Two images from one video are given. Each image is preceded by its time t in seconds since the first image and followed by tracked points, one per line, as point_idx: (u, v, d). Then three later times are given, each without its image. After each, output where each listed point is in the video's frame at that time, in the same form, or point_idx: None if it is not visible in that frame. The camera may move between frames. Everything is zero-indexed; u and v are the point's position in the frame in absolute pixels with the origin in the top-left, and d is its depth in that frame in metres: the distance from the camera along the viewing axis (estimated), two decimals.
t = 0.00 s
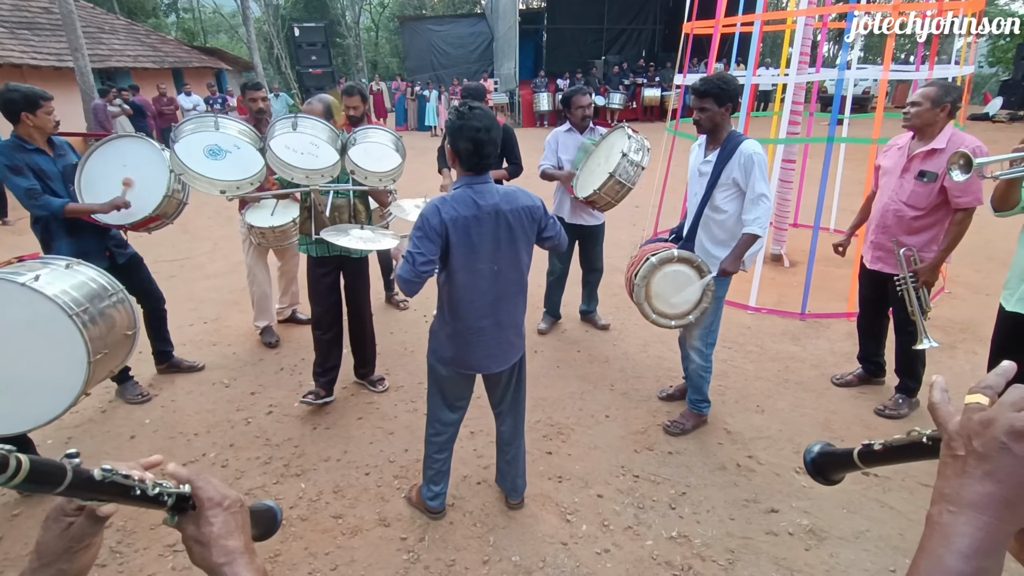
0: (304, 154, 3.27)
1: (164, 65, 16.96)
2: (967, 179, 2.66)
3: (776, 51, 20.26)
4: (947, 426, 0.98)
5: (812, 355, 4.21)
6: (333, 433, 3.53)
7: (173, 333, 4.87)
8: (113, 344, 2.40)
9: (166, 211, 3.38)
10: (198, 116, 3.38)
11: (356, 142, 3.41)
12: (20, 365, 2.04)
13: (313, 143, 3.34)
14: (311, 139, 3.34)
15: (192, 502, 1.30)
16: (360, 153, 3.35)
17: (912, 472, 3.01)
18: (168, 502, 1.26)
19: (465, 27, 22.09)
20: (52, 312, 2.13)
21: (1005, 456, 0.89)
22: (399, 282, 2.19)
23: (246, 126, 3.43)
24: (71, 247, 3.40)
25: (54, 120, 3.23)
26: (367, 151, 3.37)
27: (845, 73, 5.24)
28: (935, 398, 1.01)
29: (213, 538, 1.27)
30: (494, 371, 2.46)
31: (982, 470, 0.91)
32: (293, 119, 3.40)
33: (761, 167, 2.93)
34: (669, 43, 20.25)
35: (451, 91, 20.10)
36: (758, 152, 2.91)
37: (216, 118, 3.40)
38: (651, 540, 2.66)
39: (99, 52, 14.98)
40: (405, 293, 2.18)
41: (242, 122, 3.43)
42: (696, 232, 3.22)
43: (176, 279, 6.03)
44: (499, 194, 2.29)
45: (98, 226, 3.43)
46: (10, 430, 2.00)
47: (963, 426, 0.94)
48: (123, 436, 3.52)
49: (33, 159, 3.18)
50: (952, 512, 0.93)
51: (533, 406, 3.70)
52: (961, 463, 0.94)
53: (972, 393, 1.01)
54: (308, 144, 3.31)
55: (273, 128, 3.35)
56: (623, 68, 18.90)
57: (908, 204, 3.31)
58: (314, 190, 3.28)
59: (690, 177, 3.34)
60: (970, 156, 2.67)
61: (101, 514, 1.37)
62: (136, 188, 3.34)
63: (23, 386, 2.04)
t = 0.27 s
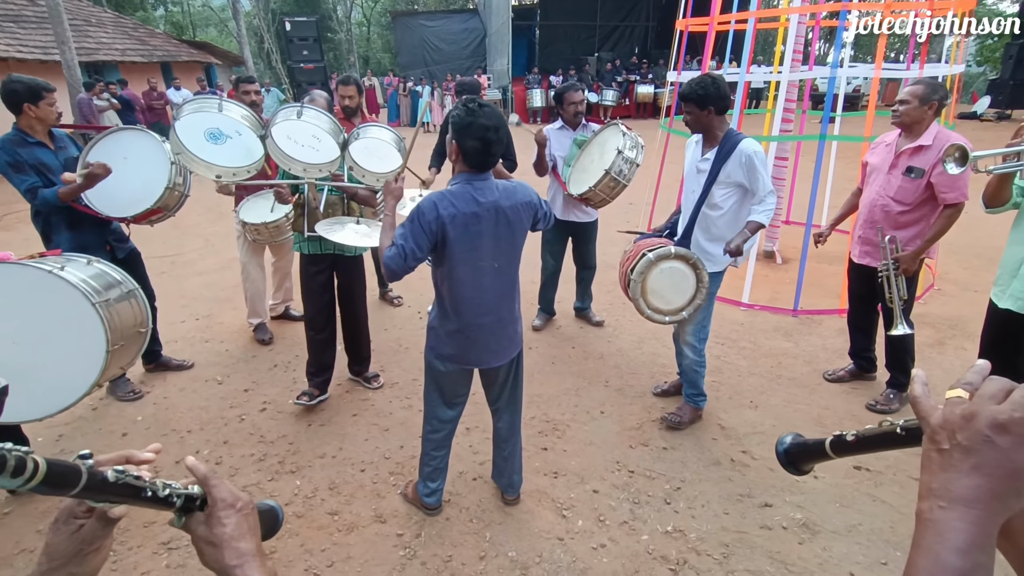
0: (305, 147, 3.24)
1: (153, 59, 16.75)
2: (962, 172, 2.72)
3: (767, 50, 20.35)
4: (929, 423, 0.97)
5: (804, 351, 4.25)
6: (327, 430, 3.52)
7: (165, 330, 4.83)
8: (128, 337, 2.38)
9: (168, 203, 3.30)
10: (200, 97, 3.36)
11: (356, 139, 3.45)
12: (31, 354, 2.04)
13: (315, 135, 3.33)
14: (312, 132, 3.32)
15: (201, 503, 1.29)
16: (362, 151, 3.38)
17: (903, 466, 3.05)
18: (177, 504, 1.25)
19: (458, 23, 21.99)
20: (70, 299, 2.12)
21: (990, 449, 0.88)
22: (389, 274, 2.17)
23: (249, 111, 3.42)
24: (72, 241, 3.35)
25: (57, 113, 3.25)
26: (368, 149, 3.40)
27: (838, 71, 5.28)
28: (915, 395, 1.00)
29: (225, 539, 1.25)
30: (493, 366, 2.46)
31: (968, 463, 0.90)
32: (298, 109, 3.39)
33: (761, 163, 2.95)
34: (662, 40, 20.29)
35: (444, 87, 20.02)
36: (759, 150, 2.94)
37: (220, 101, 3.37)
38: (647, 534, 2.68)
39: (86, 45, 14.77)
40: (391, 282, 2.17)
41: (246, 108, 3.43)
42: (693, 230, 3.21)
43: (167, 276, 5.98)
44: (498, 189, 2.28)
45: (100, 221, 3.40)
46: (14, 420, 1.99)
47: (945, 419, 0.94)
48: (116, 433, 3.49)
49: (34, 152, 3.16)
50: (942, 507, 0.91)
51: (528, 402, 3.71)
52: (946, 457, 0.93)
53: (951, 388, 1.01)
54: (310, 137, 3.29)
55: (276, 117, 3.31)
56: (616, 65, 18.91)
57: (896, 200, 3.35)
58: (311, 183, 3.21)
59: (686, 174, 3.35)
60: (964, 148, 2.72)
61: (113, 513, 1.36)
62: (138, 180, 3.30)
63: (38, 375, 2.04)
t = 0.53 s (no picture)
0: (300, 148, 3.22)
1: (142, 54, 16.56)
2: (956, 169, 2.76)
3: (759, 48, 20.44)
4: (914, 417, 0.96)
5: (797, 348, 4.28)
6: (322, 427, 3.50)
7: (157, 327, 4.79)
8: (137, 331, 2.37)
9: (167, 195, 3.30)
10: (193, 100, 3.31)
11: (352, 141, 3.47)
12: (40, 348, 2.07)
13: (311, 138, 3.31)
14: (309, 134, 3.31)
15: (209, 497, 1.28)
16: (359, 152, 3.41)
17: (895, 462, 3.08)
18: (185, 498, 1.24)
19: (451, 19, 21.91)
20: (79, 289, 2.12)
21: (982, 441, 0.88)
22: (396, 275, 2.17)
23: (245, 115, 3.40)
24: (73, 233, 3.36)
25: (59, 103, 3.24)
26: (365, 150, 3.42)
27: (831, 70, 5.31)
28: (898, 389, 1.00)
29: (233, 537, 1.23)
30: (492, 363, 2.47)
31: (961, 457, 0.89)
32: (294, 113, 3.38)
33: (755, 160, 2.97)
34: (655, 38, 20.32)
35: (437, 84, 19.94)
36: (751, 147, 2.96)
37: (214, 104, 3.34)
38: (643, 530, 2.69)
39: (74, 40, 14.58)
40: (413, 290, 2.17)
41: (241, 110, 3.40)
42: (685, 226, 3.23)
43: (158, 272, 5.92)
44: (498, 187, 2.28)
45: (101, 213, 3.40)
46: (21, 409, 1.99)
47: (930, 412, 0.93)
48: (107, 432, 3.45)
49: (35, 145, 3.17)
50: (940, 504, 0.91)
51: (524, 400, 3.71)
52: (938, 451, 0.92)
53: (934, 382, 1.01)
54: (306, 139, 3.27)
55: (272, 119, 3.29)
56: (609, 63, 18.92)
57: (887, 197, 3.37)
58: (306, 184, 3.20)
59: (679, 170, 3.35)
60: (960, 145, 2.75)
61: (122, 509, 1.35)
62: (136, 173, 3.28)
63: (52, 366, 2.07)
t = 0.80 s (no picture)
0: (301, 150, 3.21)
1: (135, 51, 16.43)
2: (952, 167, 2.77)
3: (754, 48, 20.51)
4: (915, 413, 0.95)
5: (793, 347, 4.29)
6: (318, 426, 3.48)
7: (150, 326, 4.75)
8: (138, 330, 2.37)
9: (163, 190, 3.24)
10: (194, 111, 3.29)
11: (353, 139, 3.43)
12: (44, 346, 2.09)
13: (312, 139, 3.29)
14: (309, 134, 3.29)
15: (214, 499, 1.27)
16: (360, 149, 3.37)
17: (890, 460, 3.10)
18: (191, 500, 1.23)
19: (446, 18, 21.86)
20: (82, 285, 2.15)
21: (985, 437, 0.88)
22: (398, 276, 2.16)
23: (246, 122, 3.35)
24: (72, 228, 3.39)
25: (59, 97, 3.27)
26: (367, 146, 3.39)
27: (826, 69, 5.32)
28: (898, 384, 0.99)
29: (237, 541, 1.22)
30: (491, 362, 2.46)
31: (966, 452, 0.89)
32: (294, 114, 3.33)
33: (744, 160, 2.96)
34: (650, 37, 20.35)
35: (432, 82, 19.89)
36: (742, 148, 2.96)
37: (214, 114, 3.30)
38: (640, 528, 2.70)
39: (65, 36, 14.45)
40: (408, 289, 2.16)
41: (241, 118, 3.35)
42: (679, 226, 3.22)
43: (152, 271, 5.88)
44: (497, 185, 2.27)
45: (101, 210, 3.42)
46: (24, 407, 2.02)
47: (932, 407, 0.93)
48: (100, 431, 3.42)
49: (35, 140, 3.22)
50: (944, 500, 0.90)
51: (521, 398, 3.70)
52: (941, 447, 0.91)
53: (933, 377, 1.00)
54: (306, 141, 3.25)
55: (274, 123, 3.27)
56: (604, 62, 18.94)
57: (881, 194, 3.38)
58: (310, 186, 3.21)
59: (674, 171, 3.36)
60: (956, 144, 2.78)
61: (122, 514, 1.36)
62: (134, 168, 3.26)
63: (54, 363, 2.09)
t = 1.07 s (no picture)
0: (305, 148, 3.19)
1: (130, 50, 16.37)
2: (949, 168, 2.79)
3: (750, 48, 20.56)
4: (921, 416, 0.95)
5: (791, 346, 4.30)
6: (316, 426, 3.47)
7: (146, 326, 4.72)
8: (130, 336, 2.37)
9: (157, 196, 3.24)
10: (200, 108, 3.27)
11: (359, 139, 3.49)
12: (37, 348, 2.07)
13: (316, 137, 3.27)
14: (314, 133, 3.27)
15: (218, 506, 1.26)
16: (365, 150, 3.41)
17: (888, 459, 3.11)
18: (196, 506, 1.21)
19: (443, 17, 21.84)
20: (71, 292, 2.14)
21: (992, 439, 0.88)
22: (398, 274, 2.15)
23: (252, 120, 3.32)
24: (71, 227, 3.39)
25: (58, 95, 3.26)
26: (371, 148, 3.43)
27: (824, 69, 5.33)
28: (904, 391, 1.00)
29: (240, 549, 1.21)
30: (491, 361, 2.46)
31: (974, 455, 0.89)
32: (303, 113, 3.31)
33: (740, 160, 2.95)
34: (646, 37, 20.40)
35: (429, 81, 19.86)
36: (738, 146, 2.95)
37: (222, 111, 3.28)
38: (639, 528, 2.70)
39: (60, 34, 14.36)
40: (408, 287, 2.15)
41: (248, 115, 3.32)
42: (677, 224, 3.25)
43: (148, 270, 5.85)
44: (499, 184, 2.27)
45: (100, 211, 3.41)
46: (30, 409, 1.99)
47: (937, 411, 0.93)
48: (96, 432, 3.40)
49: (35, 141, 3.22)
50: (954, 504, 0.90)
51: (519, 398, 3.70)
52: (947, 451, 0.91)
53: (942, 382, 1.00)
54: (310, 139, 3.23)
55: (281, 121, 3.24)
56: (601, 62, 18.95)
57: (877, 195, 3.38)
58: (314, 184, 3.19)
59: (672, 169, 3.36)
60: (952, 143, 2.78)
61: (128, 520, 1.32)
62: (130, 170, 3.25)
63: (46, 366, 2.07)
